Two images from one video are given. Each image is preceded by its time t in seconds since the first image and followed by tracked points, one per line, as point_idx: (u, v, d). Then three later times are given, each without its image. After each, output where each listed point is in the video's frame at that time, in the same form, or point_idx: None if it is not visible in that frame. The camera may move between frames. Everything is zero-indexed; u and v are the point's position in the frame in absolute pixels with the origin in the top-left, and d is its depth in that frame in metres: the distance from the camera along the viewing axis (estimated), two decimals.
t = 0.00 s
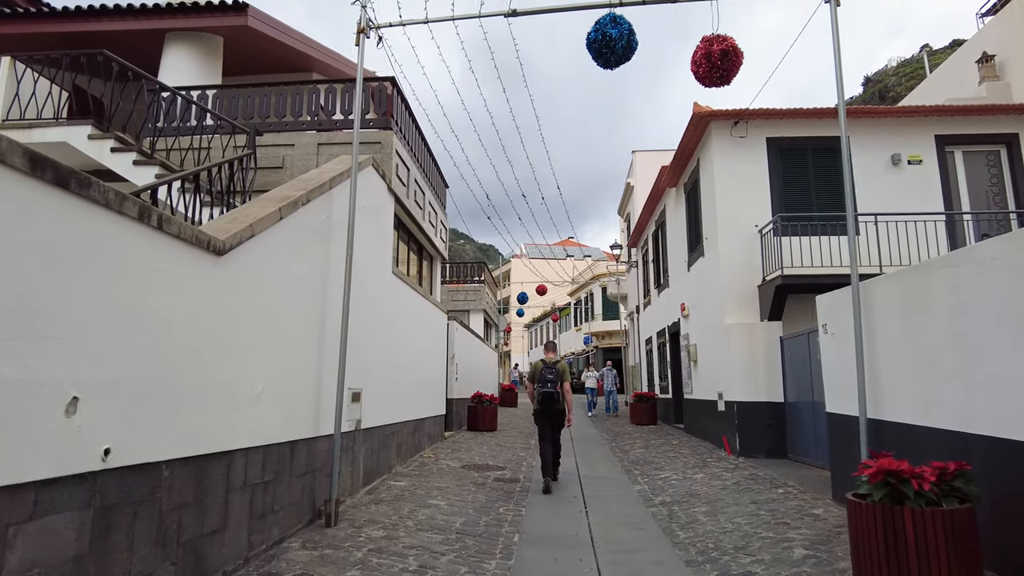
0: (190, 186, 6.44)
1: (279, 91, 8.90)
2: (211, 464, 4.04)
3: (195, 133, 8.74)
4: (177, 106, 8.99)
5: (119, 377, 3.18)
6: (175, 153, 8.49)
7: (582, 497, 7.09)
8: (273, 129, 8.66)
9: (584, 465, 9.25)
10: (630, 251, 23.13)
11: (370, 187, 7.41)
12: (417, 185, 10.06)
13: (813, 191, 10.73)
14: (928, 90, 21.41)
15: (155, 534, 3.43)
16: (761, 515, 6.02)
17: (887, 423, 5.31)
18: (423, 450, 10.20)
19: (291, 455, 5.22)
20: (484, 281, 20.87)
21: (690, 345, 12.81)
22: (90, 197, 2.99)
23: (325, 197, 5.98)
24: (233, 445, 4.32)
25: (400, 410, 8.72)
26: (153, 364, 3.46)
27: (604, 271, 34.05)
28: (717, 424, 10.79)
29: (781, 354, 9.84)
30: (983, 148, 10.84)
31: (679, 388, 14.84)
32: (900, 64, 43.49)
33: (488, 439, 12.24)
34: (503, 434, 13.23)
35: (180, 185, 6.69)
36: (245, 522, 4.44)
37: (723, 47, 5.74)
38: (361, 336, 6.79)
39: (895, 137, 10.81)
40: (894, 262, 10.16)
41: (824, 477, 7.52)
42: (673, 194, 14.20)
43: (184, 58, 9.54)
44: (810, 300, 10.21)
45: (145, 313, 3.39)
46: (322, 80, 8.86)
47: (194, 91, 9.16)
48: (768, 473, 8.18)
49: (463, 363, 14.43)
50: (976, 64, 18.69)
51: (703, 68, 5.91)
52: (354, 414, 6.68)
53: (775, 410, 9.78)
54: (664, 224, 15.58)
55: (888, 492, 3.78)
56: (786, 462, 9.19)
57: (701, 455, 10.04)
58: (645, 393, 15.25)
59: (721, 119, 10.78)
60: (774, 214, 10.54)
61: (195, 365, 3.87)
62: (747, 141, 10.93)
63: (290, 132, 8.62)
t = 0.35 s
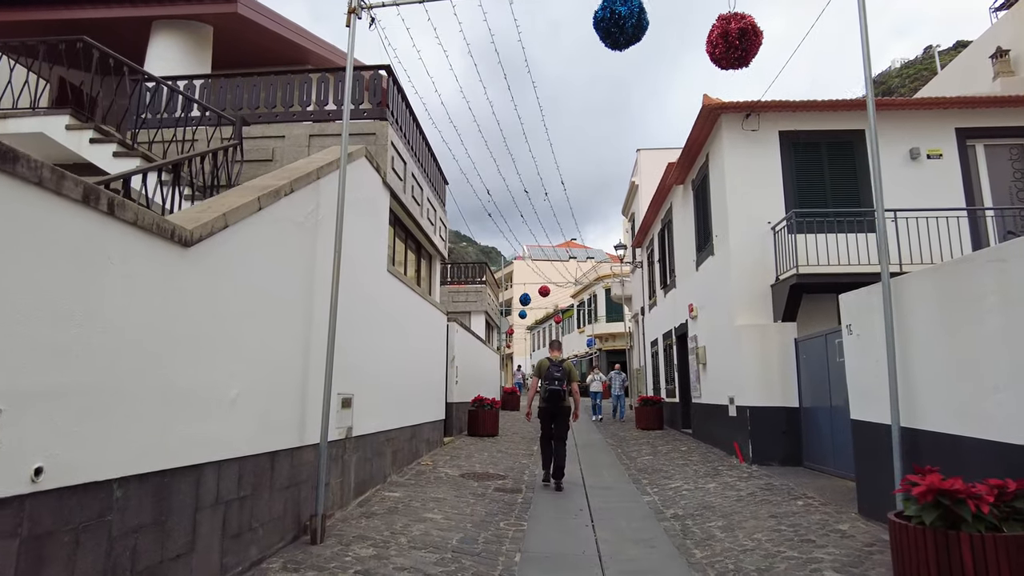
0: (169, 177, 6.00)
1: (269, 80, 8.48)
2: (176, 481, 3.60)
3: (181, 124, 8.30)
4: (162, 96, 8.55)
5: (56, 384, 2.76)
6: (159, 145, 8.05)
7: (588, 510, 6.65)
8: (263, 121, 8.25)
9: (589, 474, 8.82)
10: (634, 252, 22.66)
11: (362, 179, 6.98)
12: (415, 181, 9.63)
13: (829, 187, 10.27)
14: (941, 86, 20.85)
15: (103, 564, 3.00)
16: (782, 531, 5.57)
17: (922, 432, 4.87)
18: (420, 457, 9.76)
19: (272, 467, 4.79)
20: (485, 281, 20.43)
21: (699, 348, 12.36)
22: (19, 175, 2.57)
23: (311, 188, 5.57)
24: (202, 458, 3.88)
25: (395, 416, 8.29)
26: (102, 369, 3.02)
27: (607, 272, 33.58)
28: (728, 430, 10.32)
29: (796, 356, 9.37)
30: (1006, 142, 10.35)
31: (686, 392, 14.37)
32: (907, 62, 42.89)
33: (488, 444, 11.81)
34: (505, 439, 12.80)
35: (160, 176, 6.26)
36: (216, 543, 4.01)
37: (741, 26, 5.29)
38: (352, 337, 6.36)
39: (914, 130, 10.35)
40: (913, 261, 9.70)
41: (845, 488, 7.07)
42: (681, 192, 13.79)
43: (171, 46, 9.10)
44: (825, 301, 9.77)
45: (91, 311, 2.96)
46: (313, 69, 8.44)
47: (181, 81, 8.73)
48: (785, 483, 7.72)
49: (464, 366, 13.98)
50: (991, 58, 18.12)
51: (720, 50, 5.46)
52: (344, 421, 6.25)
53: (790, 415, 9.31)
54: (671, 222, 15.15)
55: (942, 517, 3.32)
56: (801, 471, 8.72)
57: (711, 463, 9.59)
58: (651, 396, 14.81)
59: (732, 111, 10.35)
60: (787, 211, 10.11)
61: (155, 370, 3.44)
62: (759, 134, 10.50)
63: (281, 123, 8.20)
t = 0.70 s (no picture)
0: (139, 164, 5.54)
1: (252, 67, 8.05)
2: (121, 500, 3.17)
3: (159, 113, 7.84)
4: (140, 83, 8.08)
5: None
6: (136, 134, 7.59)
7: (589, 523, 6.22)
8: (246, 110, 7.82)
9: (590, 482, 8.40)
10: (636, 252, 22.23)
11: (349, 170, 6.55)
12: (407, 175, 9.21)
13: (840, 181, 9.83)
14: (948, 83, 20.41)
15: None
16: (799, 548, 5.14)
17: (956, 440, 4.44)
18: (413, 464, 9.33)
19: (243, 481, 4.35)
20: (483, 282, 19.99)
21: (703, 349, 11.93)
22: None
23: (289, 175, 5.14)
24: (156, 472, 3.44)
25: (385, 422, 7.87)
26: (21, 372, 2.59)
27: (608, 274, 33.15)
28: (735, 435, 9.89)
29: (807, 358, 8.94)
30: None
31: (690, 395, 13.94)
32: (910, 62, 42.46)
33: (486, 450, 11.38)
34: (503, 444, 12.37)
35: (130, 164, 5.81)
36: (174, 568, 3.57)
37: None
38: (335, 337, 5.92)
39: (928, 123, 9.94)
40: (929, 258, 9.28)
41: (862, 498, 6.63)
42: (684, 189, 13.39)
43: (151, 33, 8.63)
44: (837, 300, 9.34)
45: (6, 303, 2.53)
46: (299, 56, 8.02)
47: (160, 68, 8.26)
48: (797, 492, 7.29)
49: (460, 369, 13.55)
50: (1000, 54, 17.65)
51: (734, 25, 4.92)
52: (326, 428, 5.81)
53: (802, 420, 8.86)
54: (674, 220, 14.73)
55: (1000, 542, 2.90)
56: (813, 479, 8.28)
57: (718, 470, 9.16)
58: (654, 400, 14.40)
59: (738, 103, 9.94)
60: (797, 206, 9.70)
61: (95, 372, 3.00)
62: (767, 127, 10.08)
63: (265, 112, 7.78)
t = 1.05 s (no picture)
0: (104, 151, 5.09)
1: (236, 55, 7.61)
2: (50, 522, 2.73)
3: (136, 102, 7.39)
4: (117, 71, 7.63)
5: None
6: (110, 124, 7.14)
7: (592, 539, 5.76)
8: (228, 99, 7.38)
9: (593, 492, 7.95)
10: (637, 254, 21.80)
11: (334, 160, 6.13)
12: (400, 170, 8.79)
13: (852, 175, 9.41)
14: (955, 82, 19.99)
15: None
16: (821, 567, 4.70)
17: (1000, 451, 4.01)
18: (405, 473, 8.87)
19: (208, 497, 3.91)
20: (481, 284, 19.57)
21: (708, 353, 11.50)
22: None
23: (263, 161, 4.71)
24: (97, 489, 3.00)
25: (375, 429, 7.43)
26: None
27: (608, 277, 32.74)
28: (744, 443, 9.43)
29: (819, 361, 8.51)
30: None
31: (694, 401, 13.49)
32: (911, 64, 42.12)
33: (483, 458, 10.93)
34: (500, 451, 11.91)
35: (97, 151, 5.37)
36: None
37: None
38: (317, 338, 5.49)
39: (943, 116, 9.52)
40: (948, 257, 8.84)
41: (885, 511, 6.18)
42: (688, 187, 12.99)
43: (130, 19, 8.20)
44: (849, 300, 8.91)
45: None
46: (285, 42, 7.58)
47: (138, 55, 7.82)
48: (812, 504, 6.86)
49: (457, 373, 13.11)
50: (1009, 51, 17.23)
51: None
52: (307, 436, 5.36)
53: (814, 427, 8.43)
54: (678, 220, 14.31)
55: None
56: (828, 490, 7.83)
57: (726, 479, 8.71)
58: (656, 405, 13.97)
59: (746, 96, 9.54)
60: (808, 202, 9.29)
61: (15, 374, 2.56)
62: (775, 120, 9.68)
63: (248, 101, 7.35)
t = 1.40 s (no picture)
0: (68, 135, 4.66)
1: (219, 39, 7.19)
2: None
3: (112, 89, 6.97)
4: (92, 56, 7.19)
5: None
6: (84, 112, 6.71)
7: (598, 557, 5.31)
8: (211, 86, 6.97)
9: (597, 504, 7.52)
10: (638, 256, 21.38)
11: (319, 148, 5.69)
12: (394, 163, 8.36)
13: (867, 171, 9.00)
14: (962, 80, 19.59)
15: None
16: None
17: None
18: (399, 483, 8.43)
19: (170, 516, 3.46)
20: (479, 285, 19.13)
21: (715, 356, 11.08)
22: None
23: (238, 143, 4.28)
24: (25, 514, 2.56)
25: (365, 436, 6.99)
26: None
27: (608, 279, 32.32)
28: (754, 451, 8.99)
29: (835, 366, 8.07)
30: None
31: (699, 406, 13.06)
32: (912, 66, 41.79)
33: (481, 465, 10.49)
34: (499, 458, 11.48)
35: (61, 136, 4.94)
36: None
37: None
38: (298, 338, 5.05)
39: (962, 108, 9.10)
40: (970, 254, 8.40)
41: (913, 526, 5.73)
42: (693, 184, 12.58)
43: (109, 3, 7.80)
44: (866, 301, 8.49)
45: None
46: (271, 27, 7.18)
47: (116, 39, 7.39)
48: (832, 517, 6.41)
49: (454, 377, 12.66)
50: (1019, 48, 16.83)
51: None
52: (285, 446, 4.92)
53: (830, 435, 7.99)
54: (682, 219, 13.89)
55: None
56: (846, 501, 7.39)
57: (737, 490, 8.27)
58: (660, 410, 13.54)
59: (755, 87, 9.13)
60: (822, 198, 8.88)
61: None
62: (786, 113, 9.26)
63: (232, 89, 6.95)
